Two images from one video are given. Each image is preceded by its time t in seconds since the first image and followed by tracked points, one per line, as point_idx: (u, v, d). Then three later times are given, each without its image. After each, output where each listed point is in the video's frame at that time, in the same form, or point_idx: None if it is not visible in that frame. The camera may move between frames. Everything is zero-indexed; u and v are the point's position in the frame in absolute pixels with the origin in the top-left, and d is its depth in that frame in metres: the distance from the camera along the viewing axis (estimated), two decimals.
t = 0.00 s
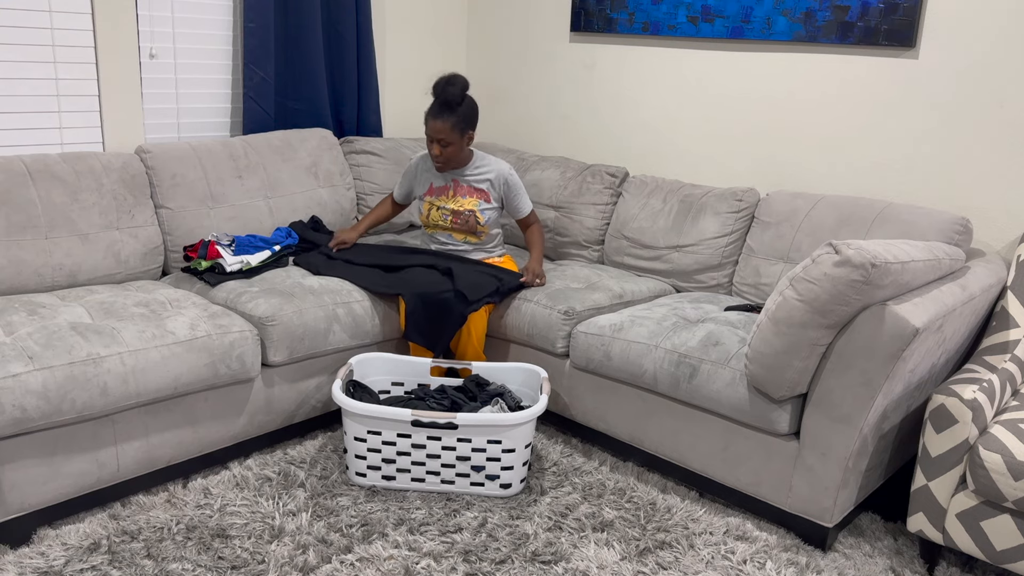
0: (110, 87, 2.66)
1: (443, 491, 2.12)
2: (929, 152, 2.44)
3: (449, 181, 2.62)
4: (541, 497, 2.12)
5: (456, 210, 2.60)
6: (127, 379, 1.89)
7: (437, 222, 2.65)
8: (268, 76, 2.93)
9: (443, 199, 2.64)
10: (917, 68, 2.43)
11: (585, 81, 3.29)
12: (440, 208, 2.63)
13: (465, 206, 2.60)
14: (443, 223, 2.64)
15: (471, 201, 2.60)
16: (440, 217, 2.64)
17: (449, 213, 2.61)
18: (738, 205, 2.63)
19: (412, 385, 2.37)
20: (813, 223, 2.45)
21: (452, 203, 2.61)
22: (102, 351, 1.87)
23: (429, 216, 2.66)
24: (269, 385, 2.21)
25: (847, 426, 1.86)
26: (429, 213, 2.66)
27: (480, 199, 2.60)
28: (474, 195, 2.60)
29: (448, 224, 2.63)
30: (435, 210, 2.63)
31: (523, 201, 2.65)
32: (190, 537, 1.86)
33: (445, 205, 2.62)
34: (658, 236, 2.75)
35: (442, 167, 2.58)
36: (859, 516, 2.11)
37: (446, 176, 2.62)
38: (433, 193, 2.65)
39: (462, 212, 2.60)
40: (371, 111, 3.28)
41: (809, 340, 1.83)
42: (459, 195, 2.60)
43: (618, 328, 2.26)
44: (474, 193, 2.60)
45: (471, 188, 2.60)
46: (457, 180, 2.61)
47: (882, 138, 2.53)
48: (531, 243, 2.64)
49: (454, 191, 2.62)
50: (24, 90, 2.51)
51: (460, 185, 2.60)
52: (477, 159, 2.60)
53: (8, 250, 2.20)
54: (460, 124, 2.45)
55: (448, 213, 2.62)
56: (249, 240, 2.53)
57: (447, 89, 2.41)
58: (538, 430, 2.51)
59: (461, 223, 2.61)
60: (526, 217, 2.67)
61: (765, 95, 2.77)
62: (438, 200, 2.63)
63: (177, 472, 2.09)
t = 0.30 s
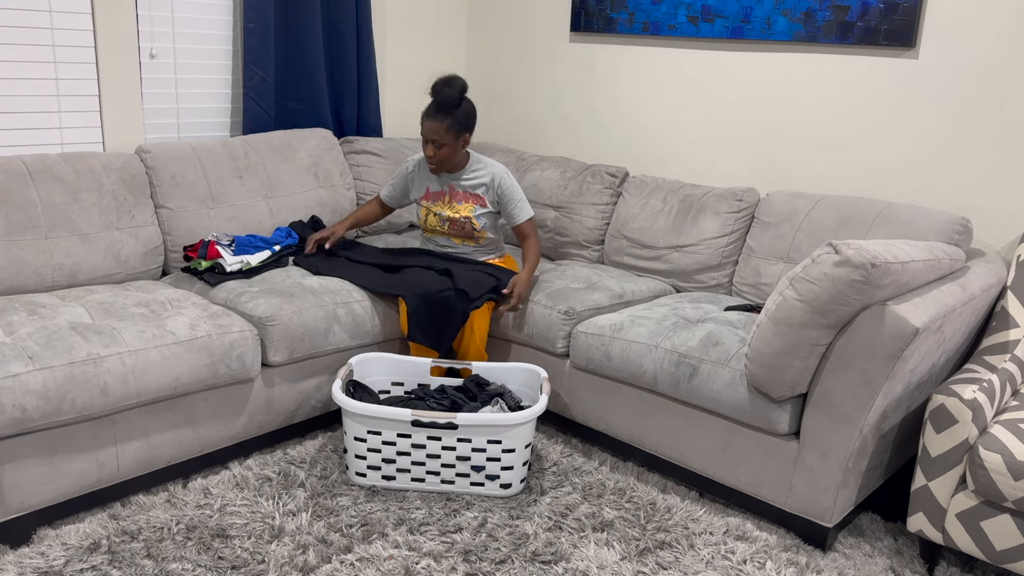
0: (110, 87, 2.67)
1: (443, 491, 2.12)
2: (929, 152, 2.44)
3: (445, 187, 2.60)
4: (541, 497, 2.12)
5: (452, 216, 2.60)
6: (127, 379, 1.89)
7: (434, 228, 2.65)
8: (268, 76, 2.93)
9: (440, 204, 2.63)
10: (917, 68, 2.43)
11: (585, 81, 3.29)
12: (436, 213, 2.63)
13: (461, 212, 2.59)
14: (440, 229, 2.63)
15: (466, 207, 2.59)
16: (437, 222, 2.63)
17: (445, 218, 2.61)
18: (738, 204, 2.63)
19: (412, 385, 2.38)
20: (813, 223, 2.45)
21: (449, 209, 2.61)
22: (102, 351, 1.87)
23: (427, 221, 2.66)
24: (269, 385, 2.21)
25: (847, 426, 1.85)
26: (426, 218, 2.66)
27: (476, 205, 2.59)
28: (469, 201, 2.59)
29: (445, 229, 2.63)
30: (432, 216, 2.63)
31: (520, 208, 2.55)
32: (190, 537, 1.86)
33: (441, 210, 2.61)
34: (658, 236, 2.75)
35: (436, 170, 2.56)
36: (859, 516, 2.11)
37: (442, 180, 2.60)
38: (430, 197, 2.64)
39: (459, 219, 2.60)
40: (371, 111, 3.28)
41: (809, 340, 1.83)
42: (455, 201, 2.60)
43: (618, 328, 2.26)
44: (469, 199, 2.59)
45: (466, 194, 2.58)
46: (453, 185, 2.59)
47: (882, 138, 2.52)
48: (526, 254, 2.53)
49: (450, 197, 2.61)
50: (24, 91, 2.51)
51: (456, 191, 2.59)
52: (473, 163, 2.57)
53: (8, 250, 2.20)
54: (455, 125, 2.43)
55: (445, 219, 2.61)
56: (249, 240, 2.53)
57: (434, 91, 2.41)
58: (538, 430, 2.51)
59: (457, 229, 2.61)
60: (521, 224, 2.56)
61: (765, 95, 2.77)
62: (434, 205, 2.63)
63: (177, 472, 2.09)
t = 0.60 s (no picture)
0: (110, 87, 2.67)
1: (443, 491, 2.12)
2: (929, 152, 2.44)
3: (444, 184, 2.59)
4: (541, 497, 2.12)
5: (450, 213, 2.58)
6: (127, 379, 1.89)
7: (432, 225, 2.64)
8: (268, 76, 2.93)
9: (438, 201, 2.62)
10: (917, 68, 2.43)
11: (585, 81, 3.29)
12: (435, 210, 2.61)
13: (460, 210, 2.58)
14: (438, 226, 2.62)
15: (464, 205, 2.57)
16: (435, 219, 2.62)
17: (443, 215, 2.59)
18: (738, 204, 2.63)
19: (412, 385, 2.38)
20: (813, 223, 2.45)
21: (447, 206, 2.59)
22: (102, 351, 1.87)
23: (426, 217, 2.65)
24: (269, 385, 2.21)
25: (847, 426, 1.86)
26: (425, 214, 2.64)
27: (473, 203, 2.57)
28: (468, 199, 2.57)
29: (443, 226, 2.61)
30: (430, 212, 2.62)
31: (509, 207, 2.50)
32: (190, 537, 1.86)
33: (440, 207, 2.60)
34: (658, 236, 2.75)
35: (449, 166, 2.54)
36: (859, 516, 2.11)
37: (444, 177, 2.59)
38: (429, 193, 2.62)
39: (456, 217, 2.58)
40: (371, 111, 3.28)
41: (809, 340, 1.83)
42: (453, 198, 2.58)
43: (618, 328, 2.26)
44: (467, 197, 2.57)
45: (465, 192, 2.57)
46: (452, 182, 2.58)
47: (882, 138, 2.53)
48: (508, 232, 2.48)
49: (449, 194, 2.59)
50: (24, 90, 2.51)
51: (455, 189, 2.58)
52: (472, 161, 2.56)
53: (8, 250, 2.20)
54: (468, 115, 2.45)
55: (443, 216, 2.60)
56: (249, 240, 2.53)
57: (432, 88, 2.43)
58: (538, 430, 2.51)
59: (455, 226, 2.60)
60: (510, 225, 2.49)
61: (765, 95, 2.77)
62: (433, 201, 2.61)
63: (177, 473, 2.09)
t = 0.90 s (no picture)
0: (110, 87, 2.67)
1: (443, 491, 2.12)
2: (929, 152, 2.44)
3: (455, 177, 2.61)
4: (540, 497, 2.12)
5: (459, 204, 2.58)
6: (127, 379, 1.89)
7: (439, 217, 2.63)
8: (268, 76, 2.93)
9: (447, 194, 2.63)
10: (917, 68, 2.43)
11: (586, 81, 3.29)
12: (444, 202, 2.62)
13: (469, 201, 2.58)
14: (445, 218, 2.61)
15: (474, 196, 2.58)
16: (443, 211, 2.62)
17: (452, 206, 2.60)
18: (738, 204, 2.63)
19: (412, 385, 2.38)
20: (813, 223, 2.45)
21: (456, 197, 2.60)
22: (102, 351, 1.87)
23: (433, 210, 2.65)
24: (269, 385, 2.21)
25: (847, 426, 1.85)
26: (433, 207, 2.64)
27: (484, 196, 2.58)
28: (478, 191, 2.58)
29: (451, 218, 2.61)
30: (439, 205, 2.62)
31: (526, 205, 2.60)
32: (190, 537, 1.86)
33: (449, 200, 2.61)
34: (658, 236, 2.75)
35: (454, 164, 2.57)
36: (860, 516, 2.11)
37: (454, 171, 2.61)
38: (439, 188, 2.64)
39: (466, 207, 2.58)
40: (371, 111, 3.28)
41: (809, 340, 1.83)
42: (463, 190, 2.59)
43: (618, 328, 2.26)
44: (478, 189, 2.58)
45: (476, 184, 2.59)
46: (462, 175, 2.60)
47: (882, 138, 2.52)
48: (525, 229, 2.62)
49: (459, 186, 2.60)
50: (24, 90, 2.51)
51: (465, 181, 2.60)
52: (484, 158, 2.59)
53: (8, 250, 2.20)
54: (470, 117, 2.45)
55: (452, 207, 2.60)
56: (249, 240, 2.53)
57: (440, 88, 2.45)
58: (538, 430, 2.51)
59: (463, 218, 2.58)
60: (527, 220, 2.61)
61: (765, 95, 2.76)
62: (442, 194, 2.63)
63: (177, 473, 2.09)
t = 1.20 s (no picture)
0: (110, 87, 2.67)
1: (443, 491, 2.12)
2: (928, 152, 2.44)
3: (449, 175, 2.63)
4: (541, 497, 2.12)
5: (451, 202, 2.59)
6: (127, 379, 1.89)
7: (436, 216, 2.65)
8: (268, 76, 2.93)
9: (443, 193, 2.65)
10: (917, 68, 2.43)
11: (586, 81, 3.29)
12: (438, 202, 2.64)
13: (461, 199, 2.59)
14: (440, 216, 2.63)
15: (466, 194, 2.59)
16: (437, 210, 2.64)
17: (444, 205, 2.61)
18: (738, 204, 2.63)
19: (412, 385, 2.38)
20: (813, 223, 2.45)
21: (450, 196, 2.61)
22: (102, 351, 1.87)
23: (429, 210, 2.67)
24: (269, 385, 2.21)
25: (847, 426, 1.86)
26: (429, 206, 2.67)
27: (476, 193, 2.59)
28: (470, 189, 2.59)
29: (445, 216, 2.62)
30: (434, 203, 2.65)
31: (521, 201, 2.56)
32: (190, 537, 1.86)
33: (443, 198, 2.63)
34: (658, 236, 2.75)
35: (446, 161, 2.59)
36: (860, 516, 2.11)
37: (450, 170, 2.62)
38: (435, 187, 2.66)
39: (458, 205, 2.58)
40: (371, 111, 3.28)
41: (810, 340, 1.83)
42: (456, 188, 2.60)
43: (618, 328, 2.26)
44: (470, 187, 2.59)
45: (468, 182, 2.59)
46: (457, 174, 2.61)
47: (882, 138, 2.52)
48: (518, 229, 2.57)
49: (453, 185, 2.62)
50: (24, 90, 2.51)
51: (459, 180, 2.61)
52: (479, 155, 2.59)
53: (8, 250, 2.20)
54: (463, 119, 2.47)
55: (444, 206, 2.61)
56: (249, 240, 2.53)
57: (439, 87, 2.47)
58: (538, 430, 2.51)
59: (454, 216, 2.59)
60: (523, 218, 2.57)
61: (765, 95, 2.77)
62: (437, 193, 2.65)
63: (177, 472, 2.09)
